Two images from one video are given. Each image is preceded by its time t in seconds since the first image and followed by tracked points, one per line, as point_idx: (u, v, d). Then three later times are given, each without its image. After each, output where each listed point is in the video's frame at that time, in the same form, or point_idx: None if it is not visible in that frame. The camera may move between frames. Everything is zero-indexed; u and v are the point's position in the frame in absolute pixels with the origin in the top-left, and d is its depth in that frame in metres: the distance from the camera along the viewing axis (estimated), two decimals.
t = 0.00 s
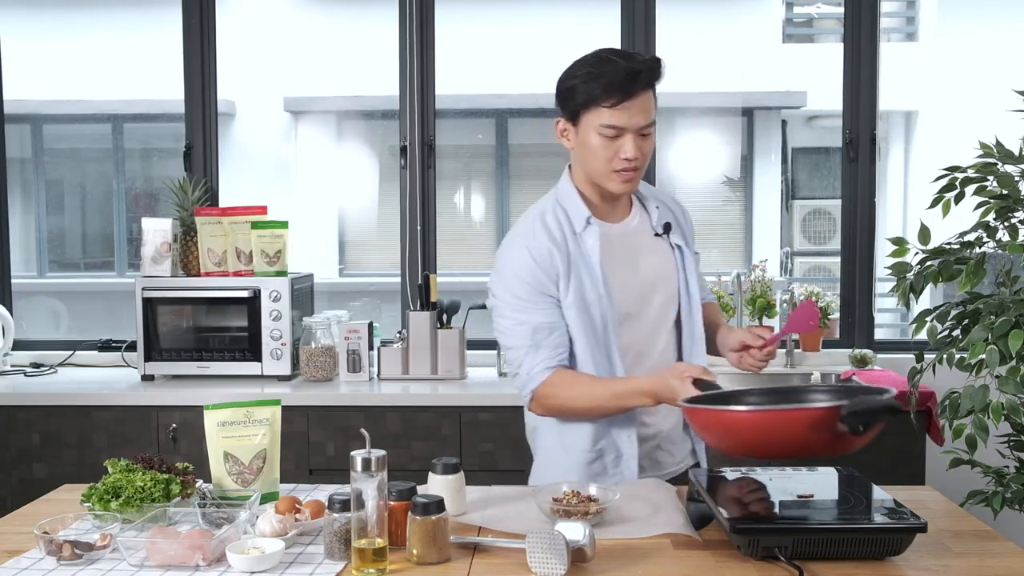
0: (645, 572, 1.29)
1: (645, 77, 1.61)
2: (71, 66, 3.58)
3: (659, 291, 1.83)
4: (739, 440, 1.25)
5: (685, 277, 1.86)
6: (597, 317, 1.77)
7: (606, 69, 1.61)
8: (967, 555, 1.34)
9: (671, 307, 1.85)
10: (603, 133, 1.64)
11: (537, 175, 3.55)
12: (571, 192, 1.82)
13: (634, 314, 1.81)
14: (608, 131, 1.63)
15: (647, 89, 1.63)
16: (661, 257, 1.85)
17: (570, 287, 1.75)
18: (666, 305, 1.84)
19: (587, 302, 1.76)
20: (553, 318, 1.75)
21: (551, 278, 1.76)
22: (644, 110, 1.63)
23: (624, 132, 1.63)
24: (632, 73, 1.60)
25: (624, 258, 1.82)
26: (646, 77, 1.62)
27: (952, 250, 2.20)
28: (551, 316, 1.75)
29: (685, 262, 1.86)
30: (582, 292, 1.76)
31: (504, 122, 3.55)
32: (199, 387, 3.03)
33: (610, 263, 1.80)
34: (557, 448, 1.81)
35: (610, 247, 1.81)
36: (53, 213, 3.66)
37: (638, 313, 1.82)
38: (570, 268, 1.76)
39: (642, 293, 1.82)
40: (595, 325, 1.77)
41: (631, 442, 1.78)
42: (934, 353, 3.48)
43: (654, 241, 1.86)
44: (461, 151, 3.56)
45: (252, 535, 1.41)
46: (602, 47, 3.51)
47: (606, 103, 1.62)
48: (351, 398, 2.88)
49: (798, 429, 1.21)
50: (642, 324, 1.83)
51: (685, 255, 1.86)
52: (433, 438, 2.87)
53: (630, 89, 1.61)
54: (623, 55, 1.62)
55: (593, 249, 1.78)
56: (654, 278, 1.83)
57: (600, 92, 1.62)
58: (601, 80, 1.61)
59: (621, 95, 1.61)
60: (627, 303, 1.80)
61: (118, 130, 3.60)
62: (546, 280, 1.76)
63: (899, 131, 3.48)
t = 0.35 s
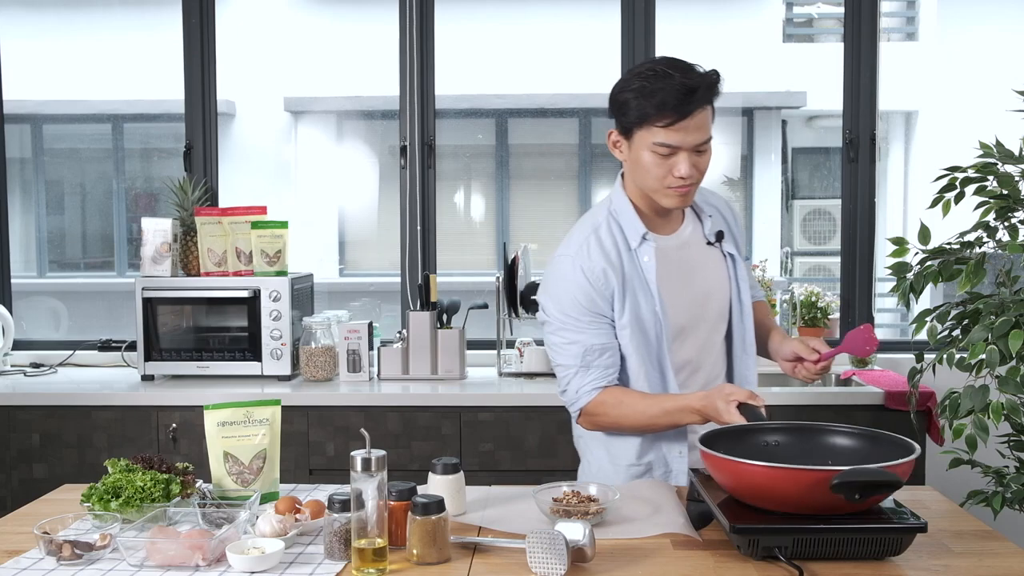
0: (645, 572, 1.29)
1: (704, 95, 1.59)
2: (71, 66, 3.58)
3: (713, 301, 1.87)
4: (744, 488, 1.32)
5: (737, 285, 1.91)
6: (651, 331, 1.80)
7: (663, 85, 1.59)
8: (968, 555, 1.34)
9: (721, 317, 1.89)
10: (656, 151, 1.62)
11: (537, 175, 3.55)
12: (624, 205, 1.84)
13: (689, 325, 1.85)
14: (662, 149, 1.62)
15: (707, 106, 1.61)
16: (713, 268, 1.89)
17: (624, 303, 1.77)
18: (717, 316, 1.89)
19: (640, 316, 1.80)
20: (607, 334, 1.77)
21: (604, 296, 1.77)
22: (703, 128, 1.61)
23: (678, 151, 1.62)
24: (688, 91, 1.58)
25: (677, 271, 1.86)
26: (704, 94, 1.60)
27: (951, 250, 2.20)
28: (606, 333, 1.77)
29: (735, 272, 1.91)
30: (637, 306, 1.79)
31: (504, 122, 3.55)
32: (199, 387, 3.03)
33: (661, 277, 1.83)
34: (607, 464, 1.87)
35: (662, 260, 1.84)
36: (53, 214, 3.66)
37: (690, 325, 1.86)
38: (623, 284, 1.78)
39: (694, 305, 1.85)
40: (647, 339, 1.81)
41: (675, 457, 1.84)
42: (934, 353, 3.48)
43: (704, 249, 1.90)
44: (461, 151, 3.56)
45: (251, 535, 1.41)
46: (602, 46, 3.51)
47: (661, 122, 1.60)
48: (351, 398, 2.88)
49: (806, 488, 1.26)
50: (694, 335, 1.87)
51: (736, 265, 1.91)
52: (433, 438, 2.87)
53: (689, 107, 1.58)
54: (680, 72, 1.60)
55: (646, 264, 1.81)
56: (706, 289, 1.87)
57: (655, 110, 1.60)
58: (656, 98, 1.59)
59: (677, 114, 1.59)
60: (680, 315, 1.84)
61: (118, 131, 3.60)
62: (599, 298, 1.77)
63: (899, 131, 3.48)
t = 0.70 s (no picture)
0: (645, 572, 1.29)
1: (737, 105, 1.56)
2: (71, 66, 3.58)
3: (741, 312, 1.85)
4: (742, 489, 1.32)
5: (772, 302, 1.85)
6: (673, 331, 1.81)
7: (694, 91, 1.56)
8: (968, 555, 1.34)
9: (750, 330, 1.87)
10: (686, 155, 1.62)
11: (537, 175, 3.55)
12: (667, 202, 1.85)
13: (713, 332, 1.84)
14: (691, 154, 1.61)
15: (744, 114, 1.58)
16: (747, 280, 1.86)
17: (650, 297, 1.79)
18: (745, 327, 1.86)
19: (665, 314, 1.81)
20: (631, 326, 1.79)
21: (632, 287, 1.79)
22: (735, 136, 1.58)
23: (706, 158, 1.60)
24: (721, 100, 1.55)
25: (709, 275, 1.85)
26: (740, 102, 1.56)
27: (951, 250, 2.20)
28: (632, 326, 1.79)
29: (772, 286, 1.85)
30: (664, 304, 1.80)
31: (504, 122, 3.54)
32: (199, 387, 3.03)
33: (692, 278, 1.83)
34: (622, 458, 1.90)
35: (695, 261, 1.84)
36: (53, 213, 3.66)
37: (714, 330, 1.85)
38: (652, 279, 1.79)
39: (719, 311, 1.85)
40: (670, 338, 1.82)
41: (688, 454, 1.84)
42: (934, 353, 3.48)
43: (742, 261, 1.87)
44: (461, 151, 3.56)
45: (251, 535, 1.41)
46: (602, 46, 3.51)
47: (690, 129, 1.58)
48: (351, 398, 2.88)
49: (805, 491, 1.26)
50: (717, 342, 1.85)
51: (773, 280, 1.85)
52: (433, 438, 2.87)
53: (720, 115, 1.56)
54: (716, 78, 1.57)
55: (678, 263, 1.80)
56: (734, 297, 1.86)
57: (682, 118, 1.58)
58: (684, 103, 1.57)
59: (707, 122, 1.56)
60: (704, 320, 1.83)
61: (118, 131, 3.60)
62: (627, 289, 1.79)
63: (899, 131, 3.48)
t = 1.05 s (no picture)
0: (645, 572, 1.29)
1: (752, 110, 1.53)
2: (71, 66, 3.58)
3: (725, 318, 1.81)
4: (744, 488, 1.32)
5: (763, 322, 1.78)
6: (646, 313, 1.80)
7: (710, 87, 1.55)
8: (967, 555, 1.34)
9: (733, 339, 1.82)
10: (695, 151, 1.60)
11: (537, 176, 3.55)
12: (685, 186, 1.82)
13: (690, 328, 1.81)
14: (700, 152, 1.59)
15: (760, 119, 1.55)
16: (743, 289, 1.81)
17: (630, 270, 1.80)
18: (728, 335, 1.82)
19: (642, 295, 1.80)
20: (605, 292, 1.80)
21: (616, 255, 1.81)
22: (745, 139, 1.54)
23: (714, 158, 1.58)
24: (736, 102, 1.52)
25: (701, 270, 1.81)
26: (756, 108, 1.53)
27: (952, 250, 2.20)
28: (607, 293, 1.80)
29: (769, 304, 1.78)
30: (643, 282, 1.79)
31: (504, 122, 3.55)
32: (199, 387, 3.03)
33: (681, 268, 1.81)
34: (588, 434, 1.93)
35: (690, 251, 1.81)
36: (53, 214, 3.66)
37: (690, 327, 1.82)
38: (639, 254, 1.79)
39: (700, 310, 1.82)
40: (640, 317, 1.81)
41: (645, 434, 1.83)
42: (934, 353, 3.48)
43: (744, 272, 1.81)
44: (461, 151, 3.56)
45: (251, 536, 1.41)
46: (602, 46, 3.51)
47: (702, 126, 1.56)
48: (351, 398, 2.88)
49: (804, 489, 1.26)
50: (692, 340, 1.82)
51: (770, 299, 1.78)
52: (433, 438, 2.87)
53: (733, 117, 1.53)
54: (739, 80, 1.55)
55: (667, 246, 1.78)
56: (723, 301, 1.81)
57: (694, 115, 1.56)
58: (700, 99, 1.55)
59: (717, 121, 1.54)
60: (682, 312, 1.81)
61: (119, 131, 3.60)
62: (612, 255, 1.81)
63: (899, 131, 3.48)
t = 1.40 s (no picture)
0: (645, 572, 1.29)
1: (675, 111, 1.60)
2: (71, 66, 3.58)
3: (655, 307, 1.81)
4: (744, 488, 1.32)
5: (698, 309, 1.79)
6: (569, 305, 1.82)
7: (633, 88, 1.61)
8: (966, 555, 1.34)
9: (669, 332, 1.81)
10: (621, 152, 1.67)
11: (537, 176, 3.55)
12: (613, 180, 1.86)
13: (620, 318, 1.81)
14: (625, 153, 1.67)
15: (683, 120, 1.61)
16: (675, 279, 1.81)
17: (552, 260, 1.83)
18: (660, 326, 1.81)
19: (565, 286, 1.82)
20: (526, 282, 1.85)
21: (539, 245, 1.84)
22: (669, 142, 1.61)
23: (641, 160, 1.66)
24: (659, 104, 1.59)
25: (626, 260, 1.83)
26: (679, 108, 1.60)
27: (951, 250, 2.20)
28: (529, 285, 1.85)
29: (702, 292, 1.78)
30: (564, 270, 1.82)
31: (504, 122, 3.55)
32: (199, 387, 3.03)
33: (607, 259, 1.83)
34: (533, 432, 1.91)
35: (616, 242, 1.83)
36: (53, 214, 3.66)
37: (621, 319, 1.81)
38: (560, 244, 1.83)
39: (632, 301, 1.81)
40: (562, 306, 1.83)
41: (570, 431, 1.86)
42: (934, 353, 3.48)
43: (676, 261, 1.81)
44: (461, 151, 3.56)
45: (251, 536, 1.41)
46: (602, 46, 3.51)
47: (625, 129, 1.63)
48: (351, 398, 2.88)
49: (803, 489, 1.26)
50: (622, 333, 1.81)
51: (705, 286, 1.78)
52: (433, 438, 2.87)
53: (656, 118, 1.60)
54: (659, 79, 1.60)
55: (589, 237, 1.82)
56: (651, 292, 1.81)
57: (620, 118, 1.62)
58: (623, 102, 1.61)
59: (640, 125, 1.61)
60: (609, 304, 1.82)
61: (118, 131, 3.60)
62: (534, 246, 1.84)
63: (899, 131, 3.48)
